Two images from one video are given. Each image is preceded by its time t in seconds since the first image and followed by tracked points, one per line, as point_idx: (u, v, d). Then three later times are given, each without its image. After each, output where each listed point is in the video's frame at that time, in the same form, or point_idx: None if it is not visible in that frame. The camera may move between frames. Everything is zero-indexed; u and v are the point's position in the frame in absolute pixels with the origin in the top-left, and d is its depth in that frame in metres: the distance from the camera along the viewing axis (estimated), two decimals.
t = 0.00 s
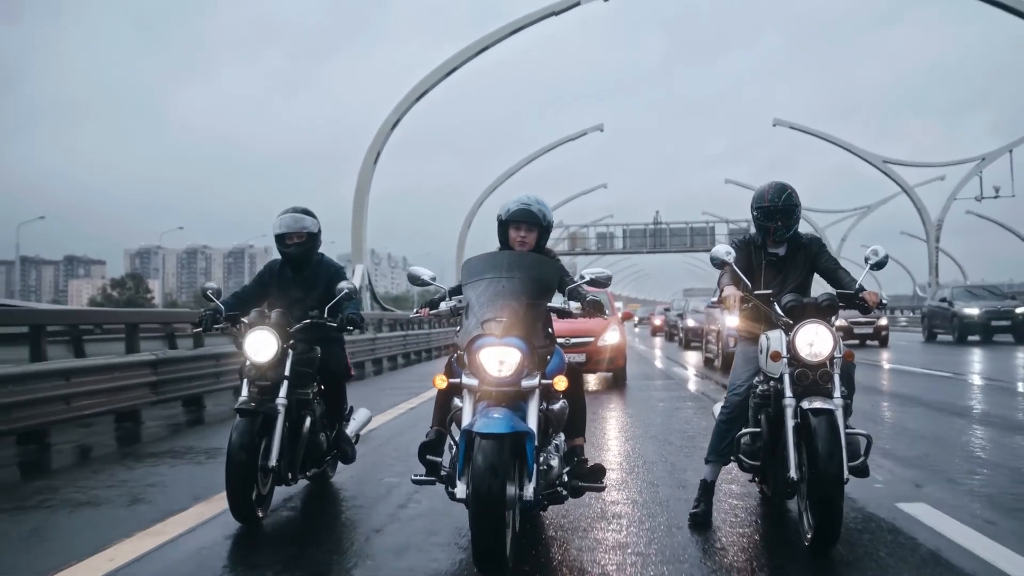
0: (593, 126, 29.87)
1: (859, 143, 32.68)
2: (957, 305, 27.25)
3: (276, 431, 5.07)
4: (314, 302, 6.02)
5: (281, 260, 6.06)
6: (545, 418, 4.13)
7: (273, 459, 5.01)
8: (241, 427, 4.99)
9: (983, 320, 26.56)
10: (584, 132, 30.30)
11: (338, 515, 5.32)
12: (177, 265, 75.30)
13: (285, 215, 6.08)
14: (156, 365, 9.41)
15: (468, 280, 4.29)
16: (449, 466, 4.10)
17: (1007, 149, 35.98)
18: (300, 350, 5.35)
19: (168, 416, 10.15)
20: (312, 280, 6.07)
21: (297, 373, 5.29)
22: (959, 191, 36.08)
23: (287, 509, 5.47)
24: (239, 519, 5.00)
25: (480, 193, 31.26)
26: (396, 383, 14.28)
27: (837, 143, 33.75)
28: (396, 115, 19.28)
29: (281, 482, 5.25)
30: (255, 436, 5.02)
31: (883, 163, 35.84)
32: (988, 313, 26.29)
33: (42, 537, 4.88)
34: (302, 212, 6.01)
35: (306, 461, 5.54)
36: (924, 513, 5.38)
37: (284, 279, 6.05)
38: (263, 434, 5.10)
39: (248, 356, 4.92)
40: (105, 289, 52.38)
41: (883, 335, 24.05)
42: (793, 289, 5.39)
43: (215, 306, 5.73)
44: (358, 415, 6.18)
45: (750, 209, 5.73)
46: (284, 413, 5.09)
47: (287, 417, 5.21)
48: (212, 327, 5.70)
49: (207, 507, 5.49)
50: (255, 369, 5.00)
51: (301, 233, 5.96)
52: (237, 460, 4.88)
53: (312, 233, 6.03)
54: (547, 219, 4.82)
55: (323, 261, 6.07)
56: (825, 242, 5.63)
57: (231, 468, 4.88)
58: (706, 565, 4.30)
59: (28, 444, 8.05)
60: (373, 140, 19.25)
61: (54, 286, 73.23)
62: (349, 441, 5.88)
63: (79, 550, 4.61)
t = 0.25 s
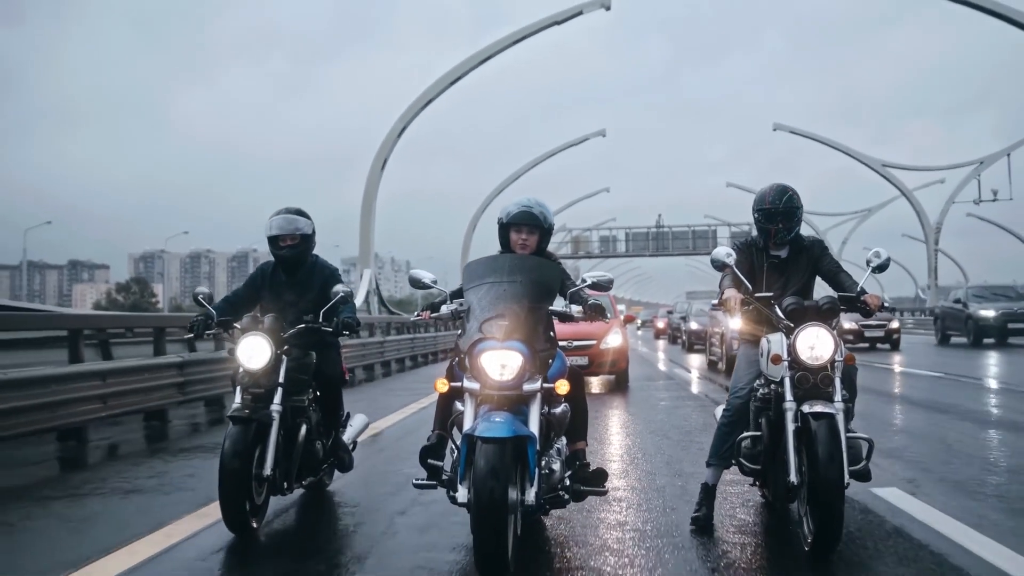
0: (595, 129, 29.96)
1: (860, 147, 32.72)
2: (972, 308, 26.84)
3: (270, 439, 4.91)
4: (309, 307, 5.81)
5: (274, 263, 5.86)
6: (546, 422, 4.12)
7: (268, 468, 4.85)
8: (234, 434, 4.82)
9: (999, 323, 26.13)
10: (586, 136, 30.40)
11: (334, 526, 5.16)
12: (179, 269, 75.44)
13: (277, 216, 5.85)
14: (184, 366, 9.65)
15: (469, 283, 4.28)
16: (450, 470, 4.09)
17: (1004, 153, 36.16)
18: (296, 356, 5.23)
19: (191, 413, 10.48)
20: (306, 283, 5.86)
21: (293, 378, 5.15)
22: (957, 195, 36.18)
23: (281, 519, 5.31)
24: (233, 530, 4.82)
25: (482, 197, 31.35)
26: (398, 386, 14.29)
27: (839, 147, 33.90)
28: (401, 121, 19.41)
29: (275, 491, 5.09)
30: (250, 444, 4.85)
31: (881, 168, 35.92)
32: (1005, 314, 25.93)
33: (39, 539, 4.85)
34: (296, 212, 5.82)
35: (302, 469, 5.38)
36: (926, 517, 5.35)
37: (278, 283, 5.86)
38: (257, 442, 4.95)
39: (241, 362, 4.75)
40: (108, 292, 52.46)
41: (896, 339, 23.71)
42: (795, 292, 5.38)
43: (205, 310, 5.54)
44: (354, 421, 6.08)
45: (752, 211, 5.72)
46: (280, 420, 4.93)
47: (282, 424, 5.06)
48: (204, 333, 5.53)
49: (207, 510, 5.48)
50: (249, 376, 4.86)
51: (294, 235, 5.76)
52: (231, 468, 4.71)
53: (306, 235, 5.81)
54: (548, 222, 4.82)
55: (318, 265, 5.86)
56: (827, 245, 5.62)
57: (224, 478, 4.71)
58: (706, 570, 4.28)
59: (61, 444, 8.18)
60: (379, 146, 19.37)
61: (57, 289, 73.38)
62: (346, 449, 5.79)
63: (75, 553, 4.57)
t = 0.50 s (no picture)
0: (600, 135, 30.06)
1: (863, 153, 32.74)
2: (992, 313, 26.08)
3: (265, 448, 4.75)
4: (303, 310, 5.68)
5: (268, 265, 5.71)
6: (550, 427, 4.11)
7: (262, 478, 4.70)
8: (228, 444, 4.67)
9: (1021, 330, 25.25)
10: (591, 143, 30.51)
11: (332, 538, 5.02)
12: (185, 274, 75.66)
13: (271, 218, 5.71)
14: (210, 369, 10.48)
15: (473, 288, 4.28)
16: (453, 476, 4.09)
17: (1003, 160, 36.26)
18: (289, 360, 5.09)
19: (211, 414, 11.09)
20: (302, 287, 5.71)
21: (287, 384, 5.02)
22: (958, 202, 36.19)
23: (278, 530, 5.16)
24: (227, 543, 4.68)
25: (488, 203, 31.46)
26: (402, 392, 14.30)
27: (843, 155, 33.94)
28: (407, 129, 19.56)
29: (271, 502, 4.94)
30: (243, 453, 4.70)
31: (883, 174, 35.94)
32: None
33: (37, 547, 4.83)
34: (292, 214, 5.70)
35: (298, 479, 5.23)
36: (930, 524, 5.30)
37: (271, 286, 5.71)
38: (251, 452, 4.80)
39: (234, 368, 4.57)
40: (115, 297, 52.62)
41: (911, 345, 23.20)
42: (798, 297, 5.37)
43: (198, 314, 5.41)
44: (351, 429, 5.98)
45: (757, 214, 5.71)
46: (274, 428, 4.79)
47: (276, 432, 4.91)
48: (196, 338, 5.40)
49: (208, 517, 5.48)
50: (243, 383, 4.67)
51: (290, 237, 5.63)
52: (223, 479, 4.57)
53: (301, 237, 5.69)
54: (552, 226, 4.80)
55: (313, 268, 5.75)
56: (832, 250, 5.60)
57: (217, 489, 4.56)
58: None
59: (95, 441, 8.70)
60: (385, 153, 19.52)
61: (64, 294, 73.65)
62: (344, 456, 5.69)
63: (73, 562, 4.55)
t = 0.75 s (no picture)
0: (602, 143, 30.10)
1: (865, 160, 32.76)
2: (1009, 319, 25.40)
3: (260, 455, 4.60)
4: (300, 313, 5.60)
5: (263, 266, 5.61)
6: (552, 432, 4.11)
7: (257, 486, 4.54)
8: (221, 451, 4.53)
9: None
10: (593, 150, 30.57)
11: (329, 548, 4.87)
12: (189, 278, 75.80)
13: (267, 217, 5.58)
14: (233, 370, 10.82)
15: (475, 292, 4.27)
16: (455, 481, 4.09)
17: (1004, 168, 36.29)
18: (284, 363, 4.94)
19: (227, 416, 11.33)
20: (297, 289, 5.64)
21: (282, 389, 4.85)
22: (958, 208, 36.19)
23: (273, 540, 5.01)
24: (221, 553, 4.53)
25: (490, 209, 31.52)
26: (404, 396, 14.32)
27: (846, 162, 33.98)
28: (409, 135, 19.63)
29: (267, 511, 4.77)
30: (237, 460, 4.55)
31: (884, 182, 35.96)
32: None
33: (34, 553, 4.80)
34: (288, 214, 5.57)
35: (295, 487, 5.07)
36: (932, 531, 5.27)
37: (267, 288, 5.62)
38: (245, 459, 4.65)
39: (228, 374, 4.46)
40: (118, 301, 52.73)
41: (923, 352, 22.69)
42: (801, 302, 5.36)
43: (190, 319, 5.26)
44: (349, 435, 5.85)
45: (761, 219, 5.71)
46: (269, 434, 4.63)
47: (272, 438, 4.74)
48: (188, 343, 5.22)
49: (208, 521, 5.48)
50: (235, 388, 4.55)
51: (286, 237, 5.51)
52: (217, 487, 4.41)
53: (298, 237, 5.56)
54: (555, 230, 4.80)
55: (310, 270, 5.67)
56: (834, 255, 5.59)
57: (209, 499, 4.42)
58: None
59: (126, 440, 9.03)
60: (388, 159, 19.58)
61: (68, 298, 73.82)
62: (341, 462, 5.52)
63: (69, 567, 4.52)
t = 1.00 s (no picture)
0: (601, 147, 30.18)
1: (862, 165, 32.84)
2: None
3: (250, 458, 4.53)
4: (291, 313, 5.48)
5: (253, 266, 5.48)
6: (550, 433, 4.11)
7: (247, 491, 4.48)
8: (209, 454, 4.47)
9: None
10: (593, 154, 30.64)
11: (321, 554, 4.80)
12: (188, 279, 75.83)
13: (258, 215, 5.47)
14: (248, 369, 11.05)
15: (472, 293, 4.27)
16: (453, 483, 4.10)
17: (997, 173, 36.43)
18: (275, 366, 4.90)
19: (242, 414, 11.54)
20: (289, 289, 5.52)
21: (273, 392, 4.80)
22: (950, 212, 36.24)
23: (265, 546, 4.93)
24: (209, 560, 4.45)
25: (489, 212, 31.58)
26: (402, 395, 14.33)
27: (842, 167, 34.13)
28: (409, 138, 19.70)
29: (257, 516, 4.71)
30: (225, 464, 4.50)
31: (880, 185, 36.03)
32: None
33: (26, 554, 4.76)
34: (279, 211, 5.46)
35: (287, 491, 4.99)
36: (929, 534, 5.24)
37: (258, 289, 5.49)
38: (233, 463, 4.60)
39: (216, 375, 4.44)
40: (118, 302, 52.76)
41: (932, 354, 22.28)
42: (799, 305, 5.35)
43: (179, 321, 5.16)
44: (346, 436, 5.74)
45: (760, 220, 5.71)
46: (258, 437, 4.59)
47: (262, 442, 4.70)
48: (177, 344, 5.17)
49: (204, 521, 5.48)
50: (225, 390, 4.57)
51: (278, 236, 5.41)
52: (204, 492, 4.34)
53: (289, 236, 5.47)
54: (553, 232, 4.80)
55: (302, 270, 5.54)
56: (833, 258, 5.59)
57: (196, 503, 4.34)
58: None
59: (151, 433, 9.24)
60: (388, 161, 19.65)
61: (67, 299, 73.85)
62: (336, 466, 5.38)
63: (59, 568, 4.49)
